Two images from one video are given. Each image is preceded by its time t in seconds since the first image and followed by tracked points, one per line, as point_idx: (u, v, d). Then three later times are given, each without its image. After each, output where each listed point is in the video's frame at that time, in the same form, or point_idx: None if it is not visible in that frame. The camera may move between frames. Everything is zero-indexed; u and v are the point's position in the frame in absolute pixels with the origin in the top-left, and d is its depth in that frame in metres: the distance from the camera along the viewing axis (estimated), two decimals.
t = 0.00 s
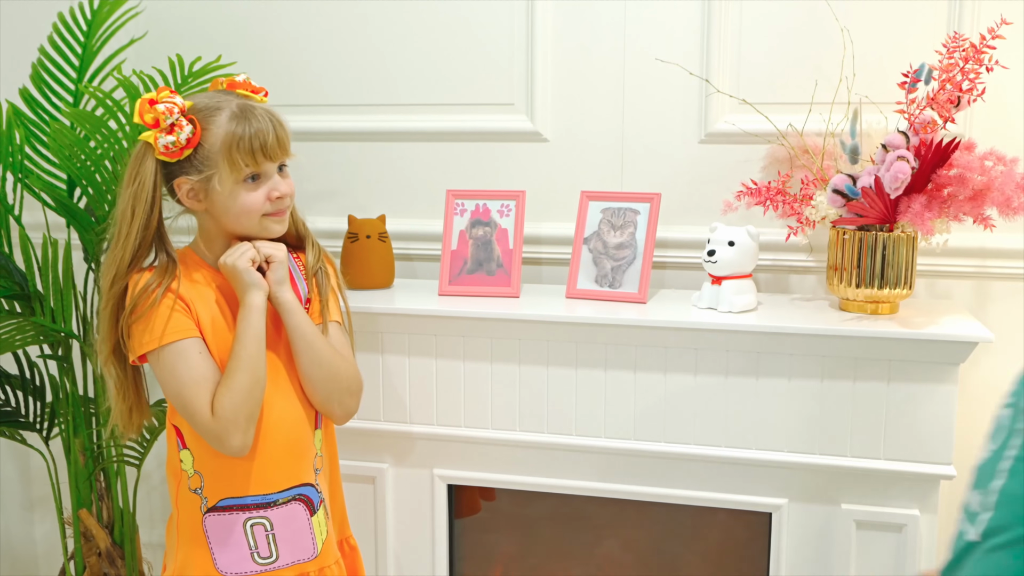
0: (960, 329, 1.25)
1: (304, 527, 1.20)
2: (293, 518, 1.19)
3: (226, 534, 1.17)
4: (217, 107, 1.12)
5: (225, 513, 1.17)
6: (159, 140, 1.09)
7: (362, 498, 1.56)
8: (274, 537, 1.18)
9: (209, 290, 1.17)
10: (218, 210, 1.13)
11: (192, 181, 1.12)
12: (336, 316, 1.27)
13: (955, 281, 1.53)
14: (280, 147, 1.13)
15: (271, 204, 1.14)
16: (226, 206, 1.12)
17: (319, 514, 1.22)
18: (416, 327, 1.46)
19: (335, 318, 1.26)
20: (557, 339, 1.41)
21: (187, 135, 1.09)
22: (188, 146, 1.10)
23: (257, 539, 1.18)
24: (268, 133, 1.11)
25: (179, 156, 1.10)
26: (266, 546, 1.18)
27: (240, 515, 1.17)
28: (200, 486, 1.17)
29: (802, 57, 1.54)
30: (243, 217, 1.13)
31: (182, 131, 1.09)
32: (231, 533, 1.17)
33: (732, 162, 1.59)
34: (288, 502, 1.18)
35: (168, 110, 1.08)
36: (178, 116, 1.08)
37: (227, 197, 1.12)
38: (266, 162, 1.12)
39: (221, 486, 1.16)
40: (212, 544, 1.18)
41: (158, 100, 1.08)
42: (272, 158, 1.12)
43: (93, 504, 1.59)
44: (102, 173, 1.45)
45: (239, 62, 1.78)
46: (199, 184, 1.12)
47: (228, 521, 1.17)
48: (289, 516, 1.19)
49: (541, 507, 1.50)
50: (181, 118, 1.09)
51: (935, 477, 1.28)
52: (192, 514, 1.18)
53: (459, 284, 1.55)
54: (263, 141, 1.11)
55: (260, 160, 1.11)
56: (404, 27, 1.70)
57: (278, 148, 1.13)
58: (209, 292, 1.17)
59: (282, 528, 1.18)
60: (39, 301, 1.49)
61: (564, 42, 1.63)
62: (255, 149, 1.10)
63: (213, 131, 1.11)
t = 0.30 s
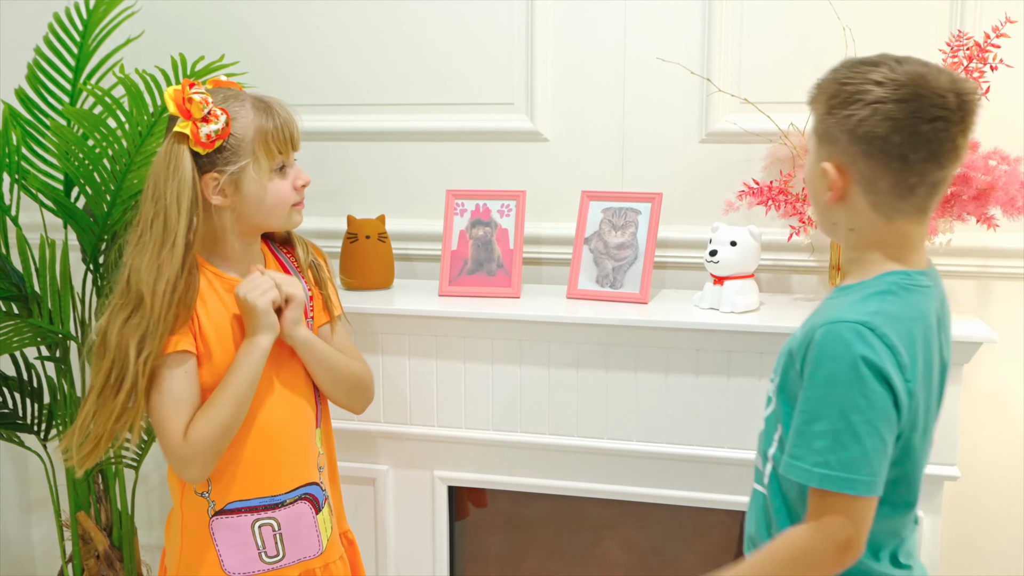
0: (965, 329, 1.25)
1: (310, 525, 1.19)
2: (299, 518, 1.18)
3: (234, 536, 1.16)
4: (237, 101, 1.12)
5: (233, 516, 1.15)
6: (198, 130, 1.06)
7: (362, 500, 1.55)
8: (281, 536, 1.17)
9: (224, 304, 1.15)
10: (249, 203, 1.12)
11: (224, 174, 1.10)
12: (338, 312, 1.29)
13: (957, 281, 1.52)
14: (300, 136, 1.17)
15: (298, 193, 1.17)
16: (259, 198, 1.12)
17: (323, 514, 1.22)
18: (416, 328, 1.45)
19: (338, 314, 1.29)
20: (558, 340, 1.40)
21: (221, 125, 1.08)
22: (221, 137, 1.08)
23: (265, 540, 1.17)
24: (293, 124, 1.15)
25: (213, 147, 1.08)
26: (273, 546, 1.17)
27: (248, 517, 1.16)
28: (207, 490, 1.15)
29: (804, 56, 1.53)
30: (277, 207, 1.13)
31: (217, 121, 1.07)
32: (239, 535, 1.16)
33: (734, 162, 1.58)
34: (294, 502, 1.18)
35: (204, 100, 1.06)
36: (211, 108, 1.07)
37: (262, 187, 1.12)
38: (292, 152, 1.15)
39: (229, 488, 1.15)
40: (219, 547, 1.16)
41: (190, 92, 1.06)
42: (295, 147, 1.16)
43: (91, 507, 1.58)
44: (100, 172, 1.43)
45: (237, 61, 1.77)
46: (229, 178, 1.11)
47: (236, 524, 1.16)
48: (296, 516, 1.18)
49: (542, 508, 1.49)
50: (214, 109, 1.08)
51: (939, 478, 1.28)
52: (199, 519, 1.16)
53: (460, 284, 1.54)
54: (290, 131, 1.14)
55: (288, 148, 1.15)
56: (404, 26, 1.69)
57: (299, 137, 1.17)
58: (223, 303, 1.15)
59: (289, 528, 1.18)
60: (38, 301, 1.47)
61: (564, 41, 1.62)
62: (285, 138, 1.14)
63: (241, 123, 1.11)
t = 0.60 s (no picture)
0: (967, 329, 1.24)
1: (314, 532, 1.18)
2: (303, 525, 1.17)
3: (242, 542, 1.14)
4: (244, 95, 1.10)
5: (243, 522, 1.13)
6: (214, 124, 1.03)
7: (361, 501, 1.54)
8: (287, 543, 1.16)
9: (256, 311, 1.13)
10: (268, 196, 1.10)
11: (240, 168, 1.08)
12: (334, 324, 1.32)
13: (960, 282, 1.51)
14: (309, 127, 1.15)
15: (313, 184, 1.15)
16: (277, 191, 1.10)
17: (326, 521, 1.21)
18: (415, 329, 1.44)
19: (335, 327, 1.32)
20: (558, 341, 1.39)
21: (235, 118, 1.05)
22: (236, 131, 1.06)
23: (271, 546, 1.15)
24: (303, 114, 1.14)
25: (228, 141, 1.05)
26: (279, 553, 1.16)
27: (256, 524, 1.14)
28: (217, 496, 1.13)
29: (806, 55, 1.52)
30: (295, 199, 1.12)
31: (231, 114, 1.04)
32: (246, 542, 1.14)
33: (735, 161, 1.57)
34: (300, 508, 1.17)
35: (216, 94, 1.03)
36: (224, 102, 1.05)
37: (279, 179, 1.10)
38: (304, 142, 1.14)
39: (240, 494, 1.13)
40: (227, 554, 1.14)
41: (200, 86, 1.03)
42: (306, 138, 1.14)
43: (88, 508, 1.57)
44: (97, 173, 1.43)
45: (236, 60, 1.76)
46: (246, 172, 1.08)
47: (244, 530, 1.14)
48: (301, 523, 1.17)
49: (543, 509, 1.48)
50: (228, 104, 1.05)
51: (942, 479, 1.27)
52: (207, 523, 1.14)
53: (459, 285, 1.53)
54: (301, 122, 1.13)
55: (301, 139, 1.13)
56: (403, 25, 1.68)
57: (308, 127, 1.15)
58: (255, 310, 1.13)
59: (295, 534, 1.16)
60: (34, 303, 1.46)
61: (564, 40, 1.61)
62: (297, 129, 1.12)
63: (253, 116, 1.08)
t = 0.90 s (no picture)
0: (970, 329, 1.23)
1: (320, 533, 1.18)
2: (309, 526, 1.17)
3: (250, 545, 1.12)
4: (258, 94, 1.09)
5: (251, 525, 1.11)
6: (230, 121, 1.03)
7: (359, 503, 1.53)
8: (295, 545, 1.15)
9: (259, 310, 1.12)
10: (278, 197, 1.09)
11: (252, 168, 1.07)
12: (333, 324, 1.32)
13: (962, 281, 1.50)
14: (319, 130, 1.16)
15: (322, 187, 1.15)
16: (287, 193, 1.10)
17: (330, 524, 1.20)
18: (414, 330, 1.43)
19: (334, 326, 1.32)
20: (557, 342, 1.38)
21: (252, 116, 1.04)
22: (251, 129, 1.05)
23: (279, 549, 1.14)
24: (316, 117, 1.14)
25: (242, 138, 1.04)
26: (287, 555, 1.14)
27: (265, 526, 1.12)
28: (224, 499, 1.10)
29: (807, 54, 1.51)
30: (304, 201, 1.11)
31: (246, 111, 1.04)
32: (254, 545, 1.12)
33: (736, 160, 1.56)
34: (307, 509, 1.16)
35: (232, 91, 1.02)
36: (240, 99, 1.04)
37: (290, 181, 1.10)
38: (315, 145, 1.14)
39: (250, 496, 1.11)
40: (235, 558, 1.11)
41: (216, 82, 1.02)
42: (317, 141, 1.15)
43: (85, 511, 1.56)
44: (94, 173, 1.41)
45: (233, 60, 1.75)
46: (257, 172, 1.08)
47: (253, 533, 1.12)
48: (308, 524, 1.16)
49: (542, 511, 1.48)
50: (243, 101, 1.04)
51: (944, 480, 1.26)
52: (216, 528, 1.10)
53: (458, 285, 1.52)
54: (314, 125, 1.13)
55: (313, 141, 1.13)
56: (401, 23, 1.67)
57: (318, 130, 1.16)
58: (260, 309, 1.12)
59: (302, 536, 1.16)
60: (30, 304, 1.45)
61: (563, 39, 1.60)
62: (310, 131, 1.12)
63: (267, 116, 1.08)
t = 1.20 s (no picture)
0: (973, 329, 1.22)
1: (324, 536, 1.16)
2: (314, 528, 1.15)
3: (253, 547, 1.10)
4: (260, 94, 1.08)
5: (253, 527, 1.10)
6: (233, 121, 1.02)
7: (357, 505, 1.52)
8: (299, 548, 1.13)
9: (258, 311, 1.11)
10: (279, 197, 1.08)
11: (253, 168, 1.06)
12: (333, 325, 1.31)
13: (963, 281, 1.49)
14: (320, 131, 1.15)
15: (322, 187, 1.13)
16: (288, 193, 1.09)
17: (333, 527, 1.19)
18: (411, 331, 1.42)
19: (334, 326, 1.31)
20: (556, 343, 1.37)
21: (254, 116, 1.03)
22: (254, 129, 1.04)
23: (283, 551, 1.12)
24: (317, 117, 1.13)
25: (245, 138, 1.03)
26: (292, 558, 1.13)
27: (268, 528, 1.11)
28: (226, 501, 1.09)
29: (808, 52, 1.50)
30: (305, 201, 1.10)
31: (250, 111, 1.03)
32: (257, 547, 1.11)
33: (736, 159, 1.55)
34: (311, 511, 1.15)
35: (234, 91, 1.01)
36: (242, 100, 1.03)
37: (292, 181, 1.09)
38: (316, 144, 1.13)
39: (253, 497, 1.10)
40: (238, 561, 1.10)
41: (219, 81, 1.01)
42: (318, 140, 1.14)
43: (81, 513, 1.55)
44: (89, 174, 1.40)
45: (230, 59, 1.74)
46: (259, 172, 1.07)
47: (255, 535, 1.10)
48: (312, 526, 1.15)
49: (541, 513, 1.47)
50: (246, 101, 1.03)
51: (947, 482, 1.25)
52: (219, 530, 1.10)
53: (456, 285, 1.50)
54: (315, 125, 1.12)
55: (314, 140, 1.12)
56: (399, 22, 1.66)
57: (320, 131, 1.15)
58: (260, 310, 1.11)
59: (306, 539, 1.14)
60: (25, 304, 1.44)
61: (562, 38, 1.59)
62: (311, 130, 1.11)
63: (268, 115, 1.07)
